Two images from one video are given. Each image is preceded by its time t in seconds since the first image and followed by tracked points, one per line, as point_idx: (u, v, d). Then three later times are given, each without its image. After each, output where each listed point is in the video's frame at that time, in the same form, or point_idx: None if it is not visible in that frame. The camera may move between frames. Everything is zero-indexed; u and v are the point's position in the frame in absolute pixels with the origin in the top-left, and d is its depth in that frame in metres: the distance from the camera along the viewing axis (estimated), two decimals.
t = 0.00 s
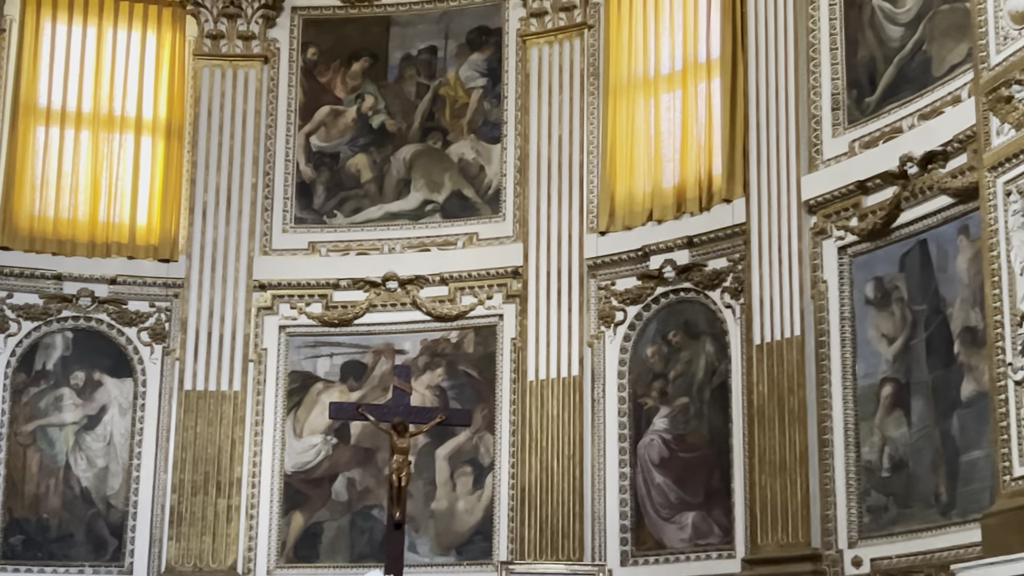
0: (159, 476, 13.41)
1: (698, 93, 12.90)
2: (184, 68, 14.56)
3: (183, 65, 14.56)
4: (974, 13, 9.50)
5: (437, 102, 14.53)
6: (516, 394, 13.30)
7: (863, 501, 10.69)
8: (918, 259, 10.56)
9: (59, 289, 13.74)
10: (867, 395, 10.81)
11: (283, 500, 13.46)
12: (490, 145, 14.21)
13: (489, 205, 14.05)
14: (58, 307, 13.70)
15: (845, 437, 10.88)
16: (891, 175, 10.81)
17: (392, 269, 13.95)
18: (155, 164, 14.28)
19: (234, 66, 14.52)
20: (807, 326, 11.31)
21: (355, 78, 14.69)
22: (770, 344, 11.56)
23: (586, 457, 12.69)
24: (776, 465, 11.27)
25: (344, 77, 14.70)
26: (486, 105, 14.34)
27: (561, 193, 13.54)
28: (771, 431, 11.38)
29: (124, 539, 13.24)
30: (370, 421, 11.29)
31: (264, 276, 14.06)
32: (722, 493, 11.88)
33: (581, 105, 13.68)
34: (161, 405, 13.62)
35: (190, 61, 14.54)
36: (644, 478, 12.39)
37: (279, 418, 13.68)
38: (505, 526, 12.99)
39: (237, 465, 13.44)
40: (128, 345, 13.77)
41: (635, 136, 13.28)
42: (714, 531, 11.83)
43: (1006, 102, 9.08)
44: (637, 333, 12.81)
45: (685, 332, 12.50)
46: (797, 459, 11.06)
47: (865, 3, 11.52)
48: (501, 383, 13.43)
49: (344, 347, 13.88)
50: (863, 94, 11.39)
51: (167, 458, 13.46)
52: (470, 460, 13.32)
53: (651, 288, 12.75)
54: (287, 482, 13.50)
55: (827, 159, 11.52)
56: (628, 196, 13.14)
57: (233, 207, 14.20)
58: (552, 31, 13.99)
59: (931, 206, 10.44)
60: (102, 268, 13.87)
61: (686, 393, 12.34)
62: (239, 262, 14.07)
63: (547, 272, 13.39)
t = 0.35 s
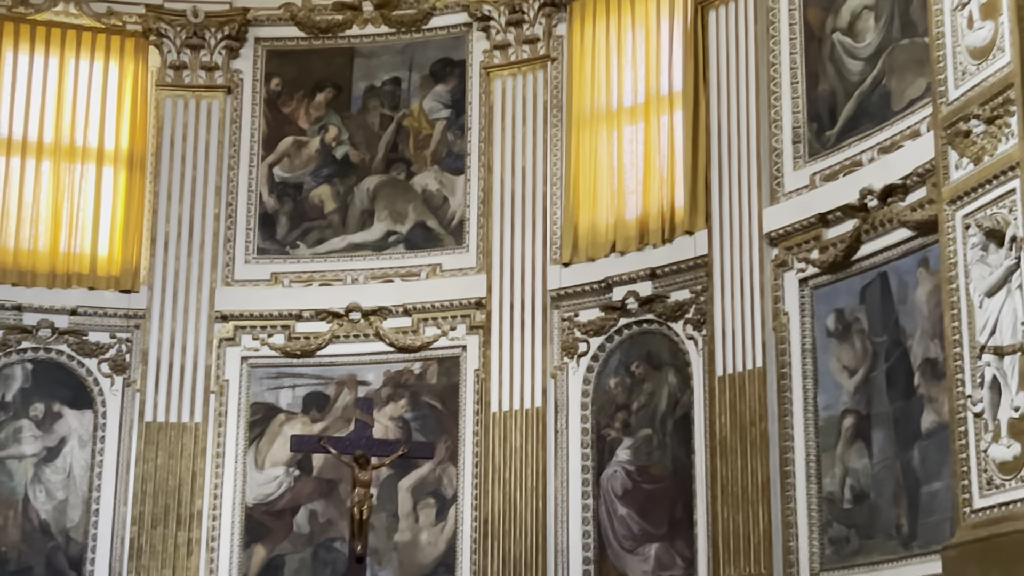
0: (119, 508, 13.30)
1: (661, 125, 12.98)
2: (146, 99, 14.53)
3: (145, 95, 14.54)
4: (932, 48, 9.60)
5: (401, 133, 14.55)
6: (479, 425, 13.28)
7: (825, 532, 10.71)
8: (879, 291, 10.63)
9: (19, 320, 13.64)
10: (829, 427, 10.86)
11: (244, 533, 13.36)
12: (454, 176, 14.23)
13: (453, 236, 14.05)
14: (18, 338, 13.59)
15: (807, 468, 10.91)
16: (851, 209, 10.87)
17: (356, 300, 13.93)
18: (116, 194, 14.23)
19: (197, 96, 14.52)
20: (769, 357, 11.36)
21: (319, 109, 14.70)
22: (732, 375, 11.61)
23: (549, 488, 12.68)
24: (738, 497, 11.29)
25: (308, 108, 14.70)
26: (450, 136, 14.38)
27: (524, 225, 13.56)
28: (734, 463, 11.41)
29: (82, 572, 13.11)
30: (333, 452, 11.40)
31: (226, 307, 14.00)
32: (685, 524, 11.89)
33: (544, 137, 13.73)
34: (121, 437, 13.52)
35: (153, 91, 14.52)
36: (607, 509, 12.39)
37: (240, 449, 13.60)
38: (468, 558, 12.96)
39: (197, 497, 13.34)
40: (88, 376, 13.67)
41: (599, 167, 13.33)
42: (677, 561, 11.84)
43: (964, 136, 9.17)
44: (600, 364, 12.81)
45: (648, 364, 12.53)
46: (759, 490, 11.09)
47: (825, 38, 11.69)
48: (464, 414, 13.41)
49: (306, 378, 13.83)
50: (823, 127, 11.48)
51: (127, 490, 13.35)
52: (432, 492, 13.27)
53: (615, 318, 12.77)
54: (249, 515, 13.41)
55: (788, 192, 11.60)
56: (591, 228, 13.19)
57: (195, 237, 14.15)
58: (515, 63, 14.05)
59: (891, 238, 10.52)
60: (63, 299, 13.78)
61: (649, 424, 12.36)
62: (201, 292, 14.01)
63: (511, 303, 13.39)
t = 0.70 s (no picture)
0: (78, 551, 13.19)
1: (624, 167, 13.02)
2: (109, 139, 14.51)
3: (108, 135, 14.51)
4: (891, 91, 9.69)
5: (365, 173, 14.55)
6: (442, 466, 13.24)
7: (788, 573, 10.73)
8: (840, 332, 10.67)
9: None
10: (791, 468, 10.89)
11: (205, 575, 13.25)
12: (418, 216, 14.24)
13: (417, 276, 14.05)
14: None
15: (770, 509, 10.94)
16: (812, 250, 10.92)
17: (319, 341, 13.89)
18: (78, 234, 14.17)
19: (160, 136, 14.49)
20: (732, 398, 11.39)
21: (283, 149, 14.69)
22: (696, 416, 11.63)
23: (512, 529, 12.65)
24: (702, 538, 11.30)
25: (271, 148, 14.69)
26: (414, 176, 14.40)
27: (488, 265, 13.58)
28: (697, 504, 11.42)
29: None
30: (294, 495, 11.40)
31: (188, 347, 13.92)
32: (649, 565, 11.88)
33: (509, 178, 13.78)
34: (81, 479, 13.41)
35: (116, 131, 14.50)
36: (570, 551, 12.35)
37: (201, 491, 13.49)
38: None
39: (158, 539, 13.24)
40: (48, 418, 13.55)
41: (562, 208, 13.35)
42: None
43: (924, 179, 9.24)
44: (564, 405, 12.80)
45: (611, 404, 12.52)
46: (722, 531, 11.11)
47: (786, 81, 11.73)
48: (427, 455, 13.36)
49: (268, 419, 13.75)
50: (785, 169, 11.55)
51: (87, 533, 13.24)
52: (395, 533, 13.20)
53: (579, 358, 12.77)
54: (210, 557, 13.31)
55: (750, 234, 11.68)
56: (555, 268, 13.21)
57: (157, 278, 14.09)
58: (480, 104, 14.11)
59: (852, 280, 10.57)
60: (23, 339, 13.69)
61: (612, 465, 12.35)
62: (162, 333, 13.93)
63: (475, 344, 13.38)
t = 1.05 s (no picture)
0: None
1: (594, 211, 13.06)
2: (78, 182, 14.49)
3: (77, 178, 14.50)
4: (858, 136, 9.78)
5: (336, 217, 14.55)
6: (412, 510, 13.20)
7: None
8: (809, 376, 10.70)
9: None
10: (761, 511, 10.90)
11: None
12: (389, 259, 14.25)
13: (387, 320, 14.04)
14: None
15: (740, 553, 10.95)
16: (781, 294, 10.95)
17: (289, 384, 13.83)
18: (46, 277, 14.10)
19: (129, 179, 14.47)
20: (702, 442, 11.41)
21: (253, 192, 14.69)
22: (666, 460, 11.64)
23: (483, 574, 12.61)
24: None
25: (241, 191, 14.69)
26: (384, 220, 14.42)
27: (459, 309, 13.58)
28: (667, 548, 11.41)
29: None
30: (261, 541, 11.29)
31: (156, 391, 13.85)
32: None
33: (479, 221, 13.82)
34: (47, 524, 13.28)
35: (85, 174, 14.49)
36: None
37: (169, 536, 13.39)
38: None
39: None
40: (14, 463, 13.38)
41: (533, 252, 13.37)
42: None
43: (891, 223, 9.30)
44: (535, 448, 12.78)
45: (581, 448, 12.51)
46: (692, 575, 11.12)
47: (755, 126, 11.81)
48: (397, 500, 13.32)
49: (237, 464, 13.67)
50: (753, 214, 11.62)
51: None
52: None
53: (549, 402, 12.76)
54: None
55: (719, 277, 11.74)
56: (525, 312, 13.21)
57: (126, 322, 14.05)
58: (450, 148, 14.16)
59: (820, 323, 10.60)
60: None
61: (583, 509, 12.33)
62: (130, 376, 13.87)
63: (445, 387, 13.35)
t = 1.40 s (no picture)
0: None
1: (569, 255, 13.04)
2: (52, 226, 14.44)
3: (50, 223, 14.46)
4: (832, 182, 9.83)
5: (310, 261, 14.53)
6: (387, 556, 13.13)
7: None
8: (784, 421, 10.70)
9: None
10: (737, 557, 10.87)
11: None
12: (364, 304, 14.22)
13: (362, 364, 13.99)
14: None
15: None
16: (756, 338, 10.96)
17: (263, 430, 13.75)
18: (19, 323, 13.98)
19: (103, 224, 14.45)
20: (678, 487, 11.39)
21: (227, 236, 14.67)
22: (642, 505, 11.60)
23: None
24: None
25: (216, 236, 14.67)
26: (359, 264, 14.40)
27: (434, 354, 13.55)
28: None
29: None
30: None
31: (129, 437, 13.76)
32: None
33: (455, 266, 13.82)
34: (18, 572, 13.14)
35: (59, 218, 14.45)
36: None
37: None
38: None
39: None
40: None
41: (508, 296, 13.34)
42: None
43: (865, 269, 9.33)
44: (510, 494, 12.72)
45: (557, 493, 12.46)
46: None
47: (729, 171, 11.86)
48: (371, 545, 13.24)
49: (211, 510, 13.58)
50: (728, 258, 11.65)
51: None
52: None
53: (525, 447, 12.71)
54: None
55: (694, 321, 11.76)
56: (501, 356, 13.18)
57: (99, 367, 13.97)
58: (426, 192, 14.16)
59: (795, 368, 10.61)
60: None
61: (559, 554, 12.27)
62: (103, 423, 13.77)
63: (420, 432, 13.30)
